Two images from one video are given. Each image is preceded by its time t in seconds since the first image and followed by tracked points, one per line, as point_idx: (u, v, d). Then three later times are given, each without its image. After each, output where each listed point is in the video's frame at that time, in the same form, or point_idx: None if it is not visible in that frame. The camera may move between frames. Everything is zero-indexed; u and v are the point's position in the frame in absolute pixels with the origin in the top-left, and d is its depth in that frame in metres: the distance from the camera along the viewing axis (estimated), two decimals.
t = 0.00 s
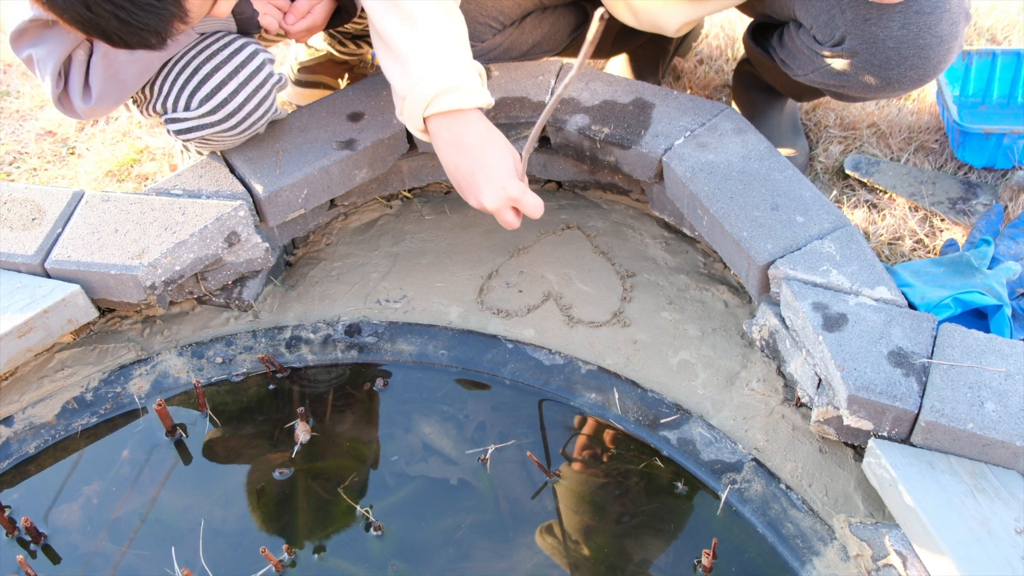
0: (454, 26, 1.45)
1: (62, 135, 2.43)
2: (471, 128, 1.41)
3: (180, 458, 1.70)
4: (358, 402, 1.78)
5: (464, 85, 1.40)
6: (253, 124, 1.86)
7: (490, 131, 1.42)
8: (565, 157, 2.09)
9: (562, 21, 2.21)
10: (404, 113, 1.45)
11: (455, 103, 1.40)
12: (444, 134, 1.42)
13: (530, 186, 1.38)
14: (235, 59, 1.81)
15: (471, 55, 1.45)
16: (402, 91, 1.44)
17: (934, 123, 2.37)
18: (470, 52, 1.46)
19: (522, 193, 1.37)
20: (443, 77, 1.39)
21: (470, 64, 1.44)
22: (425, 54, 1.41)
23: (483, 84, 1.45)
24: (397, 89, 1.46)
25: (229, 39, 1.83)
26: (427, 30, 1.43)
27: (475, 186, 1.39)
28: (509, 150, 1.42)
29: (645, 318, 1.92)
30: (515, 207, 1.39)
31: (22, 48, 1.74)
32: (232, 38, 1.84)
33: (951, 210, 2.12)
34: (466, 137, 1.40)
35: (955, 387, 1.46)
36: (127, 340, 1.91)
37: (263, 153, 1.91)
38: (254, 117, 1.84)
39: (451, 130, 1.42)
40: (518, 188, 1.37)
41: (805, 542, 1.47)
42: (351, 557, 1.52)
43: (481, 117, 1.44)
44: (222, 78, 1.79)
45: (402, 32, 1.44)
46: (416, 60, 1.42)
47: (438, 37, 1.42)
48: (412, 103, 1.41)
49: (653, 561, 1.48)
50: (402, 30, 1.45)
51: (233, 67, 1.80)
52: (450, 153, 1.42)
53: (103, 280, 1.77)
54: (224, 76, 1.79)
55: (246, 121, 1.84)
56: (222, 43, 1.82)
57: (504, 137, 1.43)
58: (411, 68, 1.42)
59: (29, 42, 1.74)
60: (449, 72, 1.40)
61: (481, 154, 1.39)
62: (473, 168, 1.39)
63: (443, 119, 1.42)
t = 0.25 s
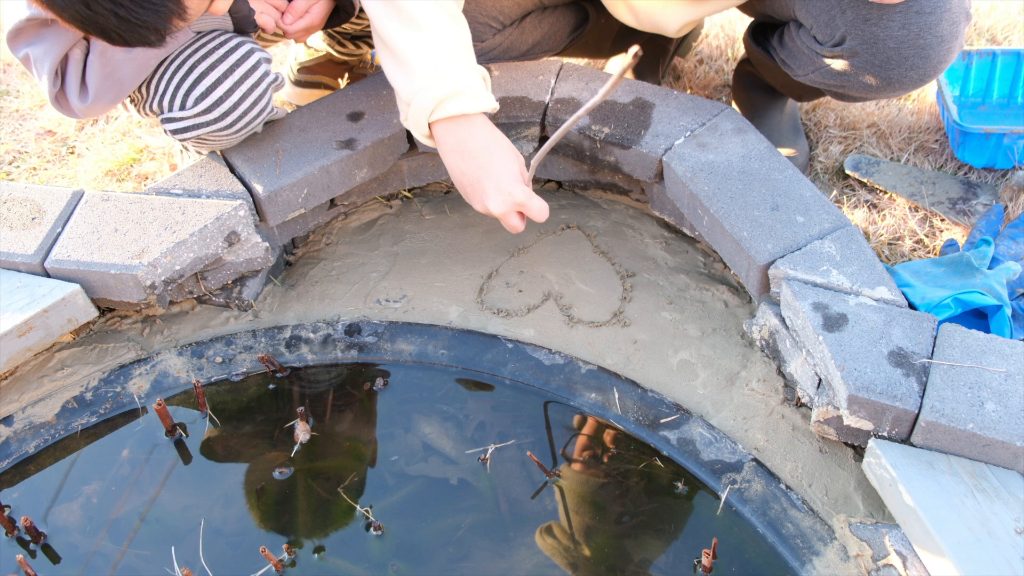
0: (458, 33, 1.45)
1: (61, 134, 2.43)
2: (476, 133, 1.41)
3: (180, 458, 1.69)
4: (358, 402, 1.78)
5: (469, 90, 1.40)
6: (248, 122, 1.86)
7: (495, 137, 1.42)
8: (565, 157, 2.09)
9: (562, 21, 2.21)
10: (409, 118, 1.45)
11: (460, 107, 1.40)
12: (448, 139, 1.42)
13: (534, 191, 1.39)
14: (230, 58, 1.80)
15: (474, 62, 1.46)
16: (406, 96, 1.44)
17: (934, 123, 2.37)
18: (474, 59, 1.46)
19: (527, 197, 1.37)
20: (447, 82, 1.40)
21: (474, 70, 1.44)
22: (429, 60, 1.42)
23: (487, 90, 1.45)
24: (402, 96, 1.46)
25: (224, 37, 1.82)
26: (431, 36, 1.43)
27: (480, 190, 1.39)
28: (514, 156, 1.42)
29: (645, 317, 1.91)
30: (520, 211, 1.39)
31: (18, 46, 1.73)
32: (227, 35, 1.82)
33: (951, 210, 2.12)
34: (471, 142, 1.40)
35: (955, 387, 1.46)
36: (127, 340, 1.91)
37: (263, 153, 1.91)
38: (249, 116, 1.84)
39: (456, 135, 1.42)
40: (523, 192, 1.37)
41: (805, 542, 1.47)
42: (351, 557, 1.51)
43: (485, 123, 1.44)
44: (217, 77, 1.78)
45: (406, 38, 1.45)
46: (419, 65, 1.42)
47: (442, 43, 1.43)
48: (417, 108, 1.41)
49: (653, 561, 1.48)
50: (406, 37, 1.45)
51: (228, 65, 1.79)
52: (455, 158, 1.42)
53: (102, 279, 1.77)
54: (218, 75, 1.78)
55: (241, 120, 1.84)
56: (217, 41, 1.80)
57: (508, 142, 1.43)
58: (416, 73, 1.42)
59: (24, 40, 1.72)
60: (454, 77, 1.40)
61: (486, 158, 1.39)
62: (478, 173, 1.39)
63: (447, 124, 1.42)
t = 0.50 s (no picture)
0: (459, 33, 1.44)
1: (61, 133, 2.43)
2: (478, 137, 1.41)
3: (180, 457, 1.69)
4: (357, 401, 1.78)
5: (472, 94, 1.40)
6: (248, 123, 1.86)
7: (498, 140, 1.42)
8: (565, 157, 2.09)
9: (562, 21, 2.21)
10: (411, 122, 1.45)
11: (464, 112, 1.39)
12: (451, 144, 1.42)
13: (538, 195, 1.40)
14: (230, 58, 1.79)
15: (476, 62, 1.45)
16: (409, 100, 1.43)
17: (934, 123, 2.37)
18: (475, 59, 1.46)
19: (530, 202, 1.38)
20: (450, 87, 1.39)
21: (476, 71, 1.43)
22: (432, 63, 1.41)
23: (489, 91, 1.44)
24: (404, 99, 1.45)
25: (225, 37, 1.81)
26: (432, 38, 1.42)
27: (484, 195, 1.40)
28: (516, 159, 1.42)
29: (644, 317, 1.92)
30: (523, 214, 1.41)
31: (19, 42, 1.73)
32: (228, 36, 1.82)
33: (951, 210, 2.12)
34: (474, 147, 1.40)
35: (954, 387, 1.46)
36: (126, 339, 1.91)
37: (263, 152, 1.91)
38: (248, 117, 1.84)
39: (459, 139, 1.41)
40: (527, 197, 1.38)
41: (805, 542, 1.47)
42: (351, 557, 1.51)
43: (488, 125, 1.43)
44: (217, 77, 1.78)
45: (407, 40, 1.44)
46: (421, 69, 1.42)
47: (444, 45, 1.42)
48: (420, 113, 1.41)
49: (652, 560, 1.48)
50: (407, 39, 1.44)
51: (228, 66, 1.79)
52: (457, 162, 1.42)
53: (102, 279, 1.77)
54: (218, 75, 1.78)
55: (240, 121, 1.84)
56: (218, 41, 1.80)
57: (510, 145, 1.43)
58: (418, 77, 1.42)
59: (26, 36, 1.72)
60: (457, 81, 1.40)
61: (489, 163, 1.39)
62: (481, 177, 1.39)
63: (450, 128, 1.42)
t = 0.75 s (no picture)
0: (458, 38, 1.44)
1: (60, 133, 2.43)
2: (477, 142, 1.41)
3: (178, 458, 1.69)
4: (355, 401, 1.77)
5: (472, 99, 1.39)
6: (245, 125, 1.85)
7: (497, 145, 1.41)
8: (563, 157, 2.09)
9: (560, 20, 2.21)
10: (410, 126, 1.45)
11: (463, 117, 1.39)
12: (451, 148, 1.41)
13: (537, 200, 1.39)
14: (230, 61, 1.79)
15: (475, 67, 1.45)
16: (408, 104, 1.43)
17: (933, 123, 2.37)
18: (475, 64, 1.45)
19: (529, 207, 1.38)
20: (450, 91, 1.39)
21: (475, 76, 1.43)
22: (432, 67, 1.41)
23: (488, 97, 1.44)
24: (403, 103, 1.45)
25: (225, 40, 1.82)
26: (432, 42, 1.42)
27: (483, 200, 1.39)
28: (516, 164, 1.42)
29: (643, 317, 1.91)
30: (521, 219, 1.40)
31: (20, 41, 1.73)
32: (227, 39, 1.82)
33: (950, 210, 2.12)
34: (474, 151, 1.40)
35: (953, 387, 1.46)
36: (125, 340, 1.90)
37: (262, 152, 1.91)
38: (246, 118, 1.83)
39: (459, 144, 1.41)
40: (526, 202, 1.37)
41: (804, 542, 1.47)
42: (350, 557, 1.51)
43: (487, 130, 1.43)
44: (215, 79, 1.78)
45: (407, 43, 1.43)
46: (421, 73, 1.41)
47: (444, 49, 1.41)
48: (419, 118, 1.41)
49: (651, 560, 1.48)
50: (406, 43, 1.44)
51: (227, 68, 1.79)
52: (457, 167, 1.42)
53: (101, 279, 1.77)
54: (216, 76, 1.78)
55: (238, 123, 1.83)
56: (217, 45, 1.80)
57: (509, 149, 1.43)
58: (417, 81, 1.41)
59: (26, 35, 1.72)
60: (457, 86, 1.40)
61: (488, 167, 1.39)
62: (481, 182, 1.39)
63: (450, 132, 1.41)
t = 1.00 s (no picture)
0: (463, 50, 1.44)
1: (58, 133, 2.43)
2: (483, 153, 1.40)
3: (177, 458, 1.69)
4: (353, 401, 1.77)
5: (476, 111, 1.39)
6: (237, 131, 1.84)
7: (503, 155, 1.41)
8: (562, 157, 2.09)
9: (559, 20, 2.20)
10: (417, 139, 1.44)
11: (468, 129, 1.39)
12: (457, 160, 1.41)
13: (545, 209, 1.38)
14: (220, 68, 1.78)
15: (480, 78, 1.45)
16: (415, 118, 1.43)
17: (931, 123, 2.37)
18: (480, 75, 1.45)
19: (537, 216, 1.37)
20: (454, 103, 1.39)
21: (480, 87, 1.43)
22: (436, 80, 1.41)
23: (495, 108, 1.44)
24: (409, 116, 1.46)
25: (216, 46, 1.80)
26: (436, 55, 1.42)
27: (490, 210, 1.39)
28: (522, 174, 1.41)
29: (642, 317, 1.91)
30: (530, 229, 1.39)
31: (15, 43, 1.73)
32: (218, 45, 1.80)
33: (949, 210, 2.12)
34: (480, 163, 1.40)
35: (951, 386, 1.46)
36: (123, 340, 1.90)
37: (260, 152, 1.91)
38: (237, 125, 1.82)
39: (465, 156, 1.41)
40: (533, 211, 1.36)
41: (802, 542, 1.47)
42: (348, 557, 1.51)
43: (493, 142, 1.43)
44: (206, 86, 1.76)
45: (412, 57, 1.44)
46: (427, 86, 1.42)
47: (448, 62, 1.42)
48: (425, 129, 1.41)
49: (649, 560, 1.48)
50: (411, 56, 1.44)
51: (217, 75, 1.77)
52: (464, 179, 1.42)
53: (99, 278, 1.77)
54: (207, 84, 1.76)
55: (229, 129, 1.82)
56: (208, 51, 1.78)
57: (516, 160, 1.42)
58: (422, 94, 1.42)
59: (22, 38, 1.73)
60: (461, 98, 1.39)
61: (494, 179, 1.39)
62: (487, 193, 1.39)
63: (455, 144, 1.41)
